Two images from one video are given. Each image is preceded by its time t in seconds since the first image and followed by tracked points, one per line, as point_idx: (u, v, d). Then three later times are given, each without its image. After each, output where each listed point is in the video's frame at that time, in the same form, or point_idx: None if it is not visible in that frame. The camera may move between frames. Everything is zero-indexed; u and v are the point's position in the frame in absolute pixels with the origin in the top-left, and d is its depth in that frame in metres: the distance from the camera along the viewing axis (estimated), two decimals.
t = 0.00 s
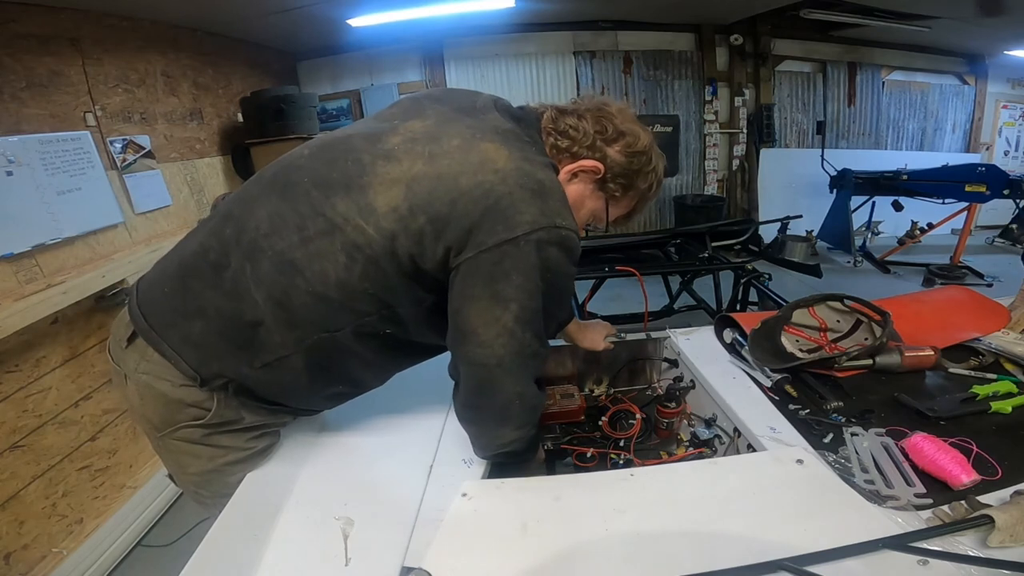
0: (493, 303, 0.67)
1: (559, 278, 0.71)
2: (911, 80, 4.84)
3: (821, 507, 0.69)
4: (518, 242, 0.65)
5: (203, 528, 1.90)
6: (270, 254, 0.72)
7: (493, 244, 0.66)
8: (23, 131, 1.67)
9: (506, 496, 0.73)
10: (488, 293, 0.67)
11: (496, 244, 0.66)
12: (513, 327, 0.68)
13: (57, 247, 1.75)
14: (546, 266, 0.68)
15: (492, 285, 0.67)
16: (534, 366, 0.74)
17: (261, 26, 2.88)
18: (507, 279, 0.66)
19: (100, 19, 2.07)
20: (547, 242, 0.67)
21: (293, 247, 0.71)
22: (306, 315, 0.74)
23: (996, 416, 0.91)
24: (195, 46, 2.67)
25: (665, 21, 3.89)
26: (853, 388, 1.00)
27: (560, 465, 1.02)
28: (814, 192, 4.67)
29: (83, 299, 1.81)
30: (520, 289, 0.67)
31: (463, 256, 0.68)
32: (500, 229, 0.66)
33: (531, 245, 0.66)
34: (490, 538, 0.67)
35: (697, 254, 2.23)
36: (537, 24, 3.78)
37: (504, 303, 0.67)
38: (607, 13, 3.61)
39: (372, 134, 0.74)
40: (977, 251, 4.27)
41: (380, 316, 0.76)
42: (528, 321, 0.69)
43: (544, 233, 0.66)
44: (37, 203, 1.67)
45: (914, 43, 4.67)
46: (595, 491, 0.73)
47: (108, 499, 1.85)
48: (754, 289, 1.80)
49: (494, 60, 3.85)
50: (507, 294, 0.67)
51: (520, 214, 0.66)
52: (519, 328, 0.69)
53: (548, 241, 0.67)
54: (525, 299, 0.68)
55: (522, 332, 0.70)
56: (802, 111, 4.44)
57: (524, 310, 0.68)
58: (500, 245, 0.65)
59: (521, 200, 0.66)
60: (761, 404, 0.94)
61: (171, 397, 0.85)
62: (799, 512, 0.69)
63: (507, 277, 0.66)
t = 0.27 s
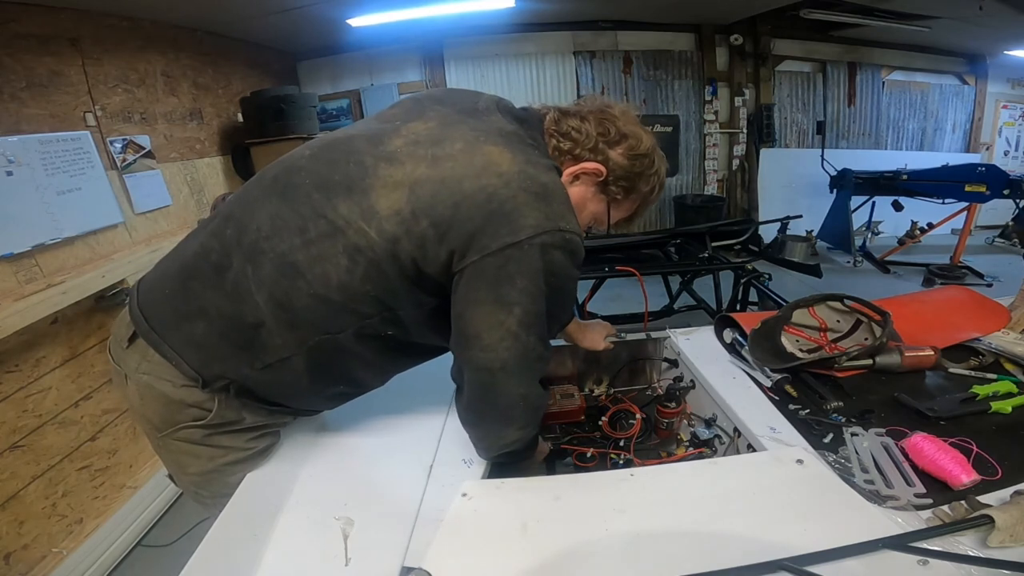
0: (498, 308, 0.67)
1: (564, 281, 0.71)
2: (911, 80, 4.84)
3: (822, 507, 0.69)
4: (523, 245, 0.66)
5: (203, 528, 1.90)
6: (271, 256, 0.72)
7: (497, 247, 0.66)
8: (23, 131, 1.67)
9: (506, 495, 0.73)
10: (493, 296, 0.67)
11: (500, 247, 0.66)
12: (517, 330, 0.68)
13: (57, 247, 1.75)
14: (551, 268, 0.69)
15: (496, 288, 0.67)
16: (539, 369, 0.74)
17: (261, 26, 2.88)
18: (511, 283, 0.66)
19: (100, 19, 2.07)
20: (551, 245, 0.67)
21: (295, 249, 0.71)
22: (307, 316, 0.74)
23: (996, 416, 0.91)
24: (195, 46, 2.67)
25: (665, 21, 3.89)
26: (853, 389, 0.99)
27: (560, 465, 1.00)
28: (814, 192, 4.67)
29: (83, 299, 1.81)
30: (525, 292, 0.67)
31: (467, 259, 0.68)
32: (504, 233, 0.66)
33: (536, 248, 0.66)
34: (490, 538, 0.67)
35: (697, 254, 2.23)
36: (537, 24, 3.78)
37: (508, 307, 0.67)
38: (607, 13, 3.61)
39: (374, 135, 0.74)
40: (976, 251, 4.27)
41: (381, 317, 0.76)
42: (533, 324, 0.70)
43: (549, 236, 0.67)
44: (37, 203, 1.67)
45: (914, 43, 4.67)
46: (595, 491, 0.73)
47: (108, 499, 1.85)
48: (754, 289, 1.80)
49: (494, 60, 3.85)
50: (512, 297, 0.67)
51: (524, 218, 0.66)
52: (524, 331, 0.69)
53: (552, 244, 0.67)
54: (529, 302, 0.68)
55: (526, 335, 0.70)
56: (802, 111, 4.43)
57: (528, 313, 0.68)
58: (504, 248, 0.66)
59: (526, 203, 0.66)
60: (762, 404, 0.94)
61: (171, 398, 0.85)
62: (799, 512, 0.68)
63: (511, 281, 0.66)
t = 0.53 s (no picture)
0: (504, 308, 0.67)
1: (569, 282, 0.72)
2: (911, 80, 4.84)
3: (822, 506, 0.69)
4: (527, 245, 0.66)
5: (203, 528, 1.90)
6: (273, 256, 0.72)
7: (502, 248, 0.66)
8: (23, 131, 1.67)
9: (506, 496, 0.73)
10: (497, 297, 0.67)
11: (505, 248, 0.66)
12: (522, 330, 0.68)
13: (57, 247, 1.75)
14: (555, 269, 0.69)
15: (501, 289, 0.67)
16: (542, 370, 0.74)
17: (261, 26, 2.89)
18: (517, 283, 0.66)
19: (99, 19, 2.07)
20: (556, 245, 0.67)
21: (296, 249, 0.71)
22: (309, 317, 0.74)
23: (996, 416, 0.91)
24: (195, 46, 2.67)
25: (665, 21, 3.89)
26: (853, 388, 0.99)
27: (560, 465, 1.01)
28: (814, 192, 4.67)
29: (83, 299, 1.81)
30: (529, 292, 0.67)
31: (471, 261, 0.67)
32: (509, 233, 0.66)
33: (540, 249, 0.66)
34: (490, 538, 0.67)
35: (697, 254, 2.23)
36: (537, 24, 3.78)
37: (514, 307, 0.67)
38: (607, 13, 3.61)
39: (376, 135, 0.74)
40: (976, 251, 4.27)
41: (383, 317, 0.76)
42: (537, 325, 0.70)
43: (554, 236, 0.67)
44: (37, 203, 1.67)
45: (914, 43, 4.67)
46: (595, 491, 0.73)
47: (108, 499, 1.85)
48: (754, 289, 1.80)
49: (494, 61, 3.85)
50: (517, 298, 0.67)
51: (528, 218, 0.66)
52: (528, 331, 0.69)
53: (557, 244, 0.67)
54: (534, 302, 0.68)
55: (530, 336, 0.70)
56: (802, 111, 4.43)
57: (532, 314, 0.68)
58: (509, 248, 0.66)
59: (530, 204, 0.67)
60: (761, 404, 0.94)
61: (170, 398, 0.85)
62: (799, 512, 0.68)
63: (516, 281, 0.66)
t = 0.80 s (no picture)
0: (508, 311, 0.67)
1: (573, 285, 0.72)
2: (911, 80, 4.84)
3: (823, 506, 0.69)
4: (531, 249, 0.66)
5: (203, 528, 1.90)
6: (276, 257, 0.72)
7: (506, 251, 0.66)
8: (23, 131, 1.67)
9: (506, 496, 0.73)
10: (501, 299, 0.67)
11: (509, 251, 0.66)
12: (526, 333, 0.69)
13: (57, 247, 1.75)
14: (560, 272, 0.69)
15: (505, 292, 0.67)
16: (546, 372, 0.74)
17: (261, 26, 2.89)
18: (521, 286, 0.66)
19: (99, 19, 2.07)
20: (560, 248, 0.67)
21: (299, 250, 0.71)
22: (311, 318, 0.74)
23: (997, 416, 0.91)
24: (195, 46, 2.67)
25: (665, 21, 3.89)
26: (854, 388, 0.99)
27: (561, 465, 1.01)
28: (814, 192, 4.67)
29: (83, 299, 1.81)
30: (534, 295, 0.67)
31: (474, 264, 0.67)
32: (513, 237, 0.66)
33: (544, 252, 0.66)
34: (490, 538, 0.67)
35: (697, 254, 2.23)
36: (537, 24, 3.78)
37: (518, 310, 0.67)
38: (607, 13, 3.61)
39: (380, 137, 0.74)
40: (976, 251, 4.27)
41: (386, 319, 0.76)
42: (540, 328, 0.70)
43: (558, 240, 0.67)
44: (37, 203, 1.67)
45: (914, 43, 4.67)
46: (595, 491, 0.73)
47: (108, 499, 1.85)
48: (754, 289, 1.80)
49: (494, 60, 3.85)
50: (521, 301, 0.67)
51: (533, 221, 0.66)
52: (531, 334, 0.69)
53: (561, 247, 0.67)
54: (538, 305, 0.68)
55: (533, 338, 0.70)
56: (802, 111, 4.43)
57: (536, 316, 0.68)
58: (513, 251, 0.66)
59: (535, 207, 0.67)
60: (762, 404, 0.94)
61: (171, 398, 0.85)
62: (800, 512, 0.68)
63: (520, 284, 0.66)
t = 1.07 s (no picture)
0: (504, 317, 0.67)
1: (572, 289, 0.71)
2: (911, 80, 4.84)
3: (824, 507, 0.69)
4: (530, 253, 0.65)
5: (203, 528, 1.90)
6: (275, 261, 0.72)
7: (504, 255, 0.65)
8: (23, 131, 1.67)
9: (506, 496, 0.73)
10: (499, 304, 0.67)
11: (507, 255, 0.65)
12: (523, 338, 0.68)
13: (57, 247, 1.75)
14: (557, 278, 0.68)
15: (503, 297, 0.67)
16: (546, 377, 0.74)
17: (261, 26, 2.89)
18: (518, 291, 0.66)
19: (99, 19, 2.07)
20: (559, 253, 0.67)
21: (298, 254, 0.71)
22: (312, 321, 0.74)
23: (996, 416, 0.91)
24: (195, 46, 2.67)
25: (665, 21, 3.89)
26: (853, 388, 0.99)
27: (560, 465, 1.01)
28: (814, 192, 4.67)
29: (83, 299, 1.81)
30: (531, 301, 0.67)
31: (472, 268, 0.67)
32: (511, 241, 0.66)
33: (542, 257, 0.66)
34: (490, 538, 0.67)
35: (697, 254, 2.23)
36: (537, 24, 3.79)
37: (514, 316, 0.67)
38: (607, 13, 3.61)
39: (379, 141, 0.74)
40: (976, 251, 4.27)
41: (386, 323, 0.76)
42: (540, 332, 0.69)
43: (557, 245, 0.67)
44: (37, 203, 1.67)
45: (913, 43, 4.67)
46: (595, 491, 0.73)
47: (108, 499, 1.85)
48: (754, 289, 1.80)
49: (494, 60, 3.85)
50: (519, 305, 0.67)
51: (531, 226, 0.66)
52: (530, 339, 0.69)
53: (560, 252, 0.67)
54: (536, 310, 0.68)
55: (533, 342, 0.70)
56: (802, 111, 4.43)
57: (535, 321, 0.68)
58: (511, 256, 0.65)
59: (534, 211, 0.66)
60: (761, 404, 0.94)
61: (170, 398, 0.85)
62: (799, 513, 0.68)
63: (517, 289, 0.66)
